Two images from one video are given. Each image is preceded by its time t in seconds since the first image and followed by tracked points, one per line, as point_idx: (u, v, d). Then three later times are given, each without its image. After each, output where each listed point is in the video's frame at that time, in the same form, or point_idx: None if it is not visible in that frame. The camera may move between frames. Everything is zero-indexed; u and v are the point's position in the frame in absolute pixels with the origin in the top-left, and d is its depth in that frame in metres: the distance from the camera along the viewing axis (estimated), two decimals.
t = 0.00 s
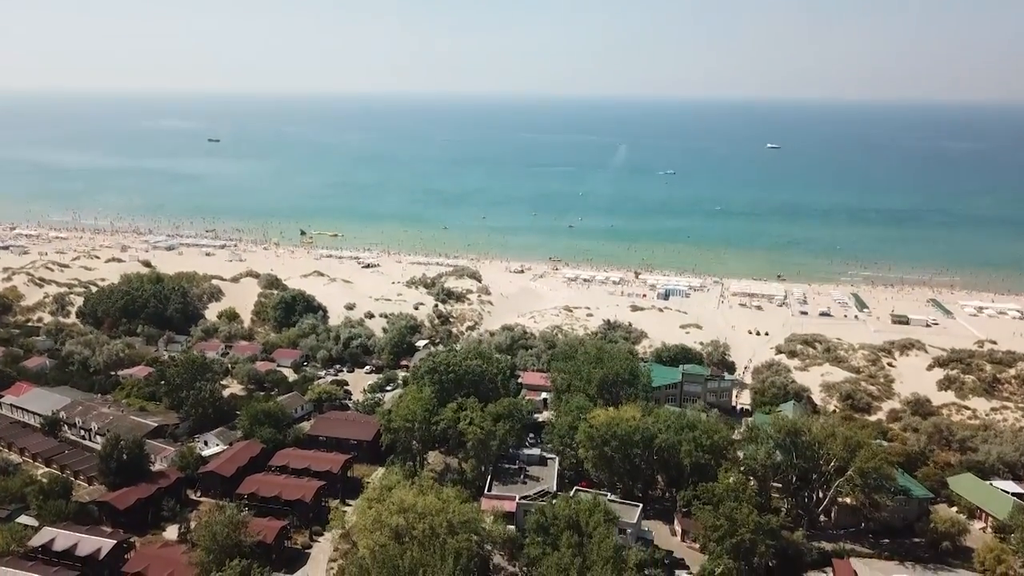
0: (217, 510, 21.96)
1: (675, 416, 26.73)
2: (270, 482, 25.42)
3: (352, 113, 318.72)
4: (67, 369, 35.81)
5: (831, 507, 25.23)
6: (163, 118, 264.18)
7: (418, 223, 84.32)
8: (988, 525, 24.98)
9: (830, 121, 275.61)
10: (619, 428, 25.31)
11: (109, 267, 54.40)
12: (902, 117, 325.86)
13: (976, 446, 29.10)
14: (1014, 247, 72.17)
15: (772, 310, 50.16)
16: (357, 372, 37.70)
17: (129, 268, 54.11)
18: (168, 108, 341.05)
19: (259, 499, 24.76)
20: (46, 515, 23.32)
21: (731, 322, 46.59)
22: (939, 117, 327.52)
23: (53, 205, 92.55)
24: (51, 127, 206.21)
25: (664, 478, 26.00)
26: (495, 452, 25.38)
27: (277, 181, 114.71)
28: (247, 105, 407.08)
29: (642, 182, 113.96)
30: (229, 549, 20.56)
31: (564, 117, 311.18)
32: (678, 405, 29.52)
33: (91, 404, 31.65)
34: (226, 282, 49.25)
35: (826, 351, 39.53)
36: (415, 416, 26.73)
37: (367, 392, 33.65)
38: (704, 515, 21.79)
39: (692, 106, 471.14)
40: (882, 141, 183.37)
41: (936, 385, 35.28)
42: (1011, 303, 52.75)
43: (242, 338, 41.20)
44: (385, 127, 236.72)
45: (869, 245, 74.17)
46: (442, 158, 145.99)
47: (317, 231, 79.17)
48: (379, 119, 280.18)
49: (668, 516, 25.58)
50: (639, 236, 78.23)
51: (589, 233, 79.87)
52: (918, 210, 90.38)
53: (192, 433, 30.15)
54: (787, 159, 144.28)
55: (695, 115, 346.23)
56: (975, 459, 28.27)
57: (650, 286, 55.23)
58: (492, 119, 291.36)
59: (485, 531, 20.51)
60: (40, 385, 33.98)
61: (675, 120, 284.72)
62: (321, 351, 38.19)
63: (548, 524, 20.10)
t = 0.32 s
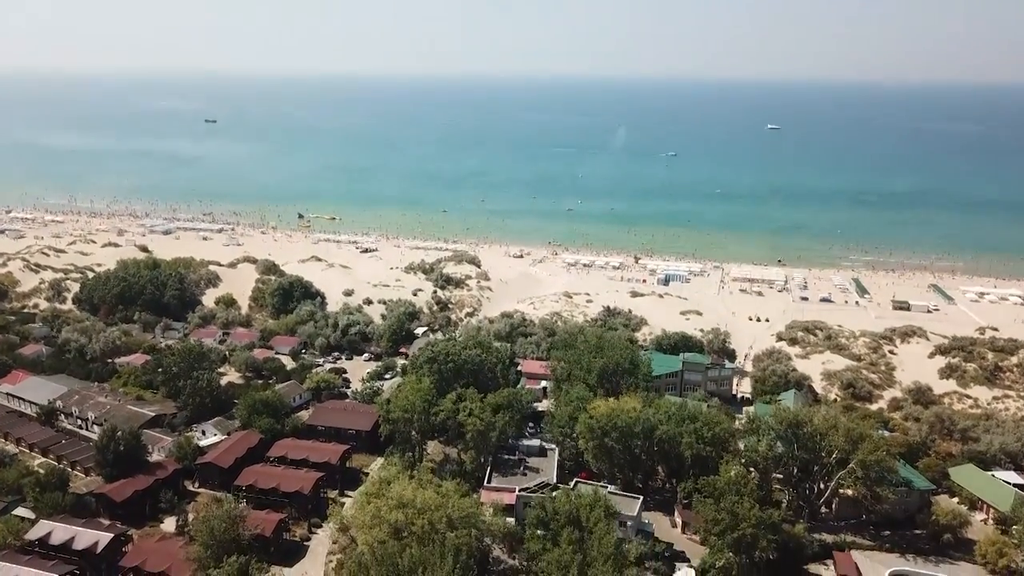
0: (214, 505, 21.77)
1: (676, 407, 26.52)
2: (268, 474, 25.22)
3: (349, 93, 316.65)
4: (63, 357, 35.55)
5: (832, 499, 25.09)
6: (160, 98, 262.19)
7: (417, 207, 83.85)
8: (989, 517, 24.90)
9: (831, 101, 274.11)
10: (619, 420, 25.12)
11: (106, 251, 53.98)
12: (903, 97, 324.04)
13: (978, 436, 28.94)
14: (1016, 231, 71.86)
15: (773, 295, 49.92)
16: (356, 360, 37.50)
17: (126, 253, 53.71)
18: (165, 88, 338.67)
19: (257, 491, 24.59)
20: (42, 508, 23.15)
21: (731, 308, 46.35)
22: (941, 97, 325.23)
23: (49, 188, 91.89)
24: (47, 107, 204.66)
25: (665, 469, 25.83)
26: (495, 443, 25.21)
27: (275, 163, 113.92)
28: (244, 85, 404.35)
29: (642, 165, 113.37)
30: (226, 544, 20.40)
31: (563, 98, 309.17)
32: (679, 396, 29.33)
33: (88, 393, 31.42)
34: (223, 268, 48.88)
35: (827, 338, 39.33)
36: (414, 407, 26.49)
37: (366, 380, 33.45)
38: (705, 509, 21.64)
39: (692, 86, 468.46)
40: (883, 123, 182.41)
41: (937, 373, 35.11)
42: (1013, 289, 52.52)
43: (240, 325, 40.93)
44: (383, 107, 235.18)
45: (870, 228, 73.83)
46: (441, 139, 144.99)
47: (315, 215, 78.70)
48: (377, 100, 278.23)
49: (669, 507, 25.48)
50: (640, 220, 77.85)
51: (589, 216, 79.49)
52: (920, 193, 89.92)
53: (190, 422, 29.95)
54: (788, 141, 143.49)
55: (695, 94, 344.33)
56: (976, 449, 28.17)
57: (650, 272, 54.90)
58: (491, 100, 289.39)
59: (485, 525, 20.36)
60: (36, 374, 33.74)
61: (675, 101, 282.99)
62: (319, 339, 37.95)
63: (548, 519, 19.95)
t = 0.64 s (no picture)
0: (212, 499, 21.59)
1: (677, 398, 26.37)
2: (266, 466, 25.08)
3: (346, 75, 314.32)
4: (60, 345, 35.30)
5: (833, 491, 25.01)
6: (155, 80, 259.54)
7: (416, 191, 83.37)
8: (989, 508, 24.84)
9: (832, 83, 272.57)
10: (620, 413, 24.97)
11: (102, 237, 53.55)
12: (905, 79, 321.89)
13: (979, 426, 28.82)
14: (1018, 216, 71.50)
15: (773, 282, 49.69)
16: (354, 348, 37.30)
17: (122, 240, 53.31)
18: (160, 70, 335.83)
19: (256, 483, 24.45)
20: (40, 501, 23.02)
21: (731, 294, 46.18)
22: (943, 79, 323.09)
23: (44, 171, 91.11)
24: (41, 88, 202.07)
25: (665, 461, 25.72)
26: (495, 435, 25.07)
27: (273, 146, 113.06)
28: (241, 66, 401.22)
29: (641, 148, 112.62)
30: (225, 539, 20.28)
31: (563, 79, 307.39)
32: (678, 386, 29.18)
33: (85, 382, 31.23)
34: (220, 255, 48.60)
35: (828, 326, 39.16)
36: (411, 398, 26.20)
37: (365, 370, 33.27)
38: (705, 503, 21.52)
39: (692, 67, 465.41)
40: (884, 105, 181.55)
41: (938, 362, 34.99)
42: (1015, 276, 52.30)
43: (237, 313, 40.73)
44: (381, 89, 232.85)
45: (872, 213, 73.50)
46: (440, 121, 143.87)
47: (313, 200, 78.26)
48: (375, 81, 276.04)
49: (669, 499, 25.39)
50: (639, 204, 77.49)
51: (589, 201, 79.08)
52: (921, 177, 89.47)
53: (187, 413, 29.81)
54: (789, 124, 142.70)
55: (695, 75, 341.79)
56: (976, 439, 28.11)
57: (650, 258, 54.67)
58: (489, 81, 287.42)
59: (485, 521, 20.23)
60: (33, 363, 33.52)
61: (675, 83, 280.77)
62: (317, 327, 37.72)
63: (548, 515, 19.84)
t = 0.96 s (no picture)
0: (209, 493, 21.39)
1: (677, 389, 26.13)
2: (264, 458, 24.88)
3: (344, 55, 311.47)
4: (55, 333, 35.01)
5: (834, 482, 24.86)
6: (151, 59, 256.72)
7: (414, 172, 82.71)
8: (991, 500, 24.73)
9: (834, 63, 270.38)
10: (620, 404, 24.76)
11: (98, 222, 53.05)
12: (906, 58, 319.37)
13: (981, 416, 28.67)
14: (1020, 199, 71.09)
15: (774, 267, 49.39)
16: (352, 335, 37.06)
17: (117, 224, 52.83)
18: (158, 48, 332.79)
19: (254, 475, 24.26)
20: (36, 495, 22.83)
21: (731, 280, 45.87)
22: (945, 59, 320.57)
23: (40, 152, 90.28)
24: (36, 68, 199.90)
25: (665, 452, 25.54)
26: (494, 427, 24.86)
27: (270, 126, 112.07)
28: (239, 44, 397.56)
29: (641, 129, 111.74)
30: (223, 535, 20.14)
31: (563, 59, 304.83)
32: (678, 377, 28.96)
33: (81, 371, 30.99)
34: (217, 240, 48.19)
35: (829, 313, 38.93)
36: (410, 389, 25.96)
37: (363, 359, 33.02)
38: (707, 497, 21.34)
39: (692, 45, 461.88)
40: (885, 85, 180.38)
41: (940, 349, 34.80)
42: (1017, 261, 51.99)
43: (234, 300, 40.43)
44: (379, 69, 230.72)
45: (873, 196, 73.01)
46: (438, 102, 142.67)
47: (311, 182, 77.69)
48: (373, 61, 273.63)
49: (669, 491, 25.25)
50: (639, 187, 76.95)
51: (588, 183, 78.52)
52: (922, 160, 88.92)
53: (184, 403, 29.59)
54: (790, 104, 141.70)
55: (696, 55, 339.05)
56: (979, 429, 27.96)
57: (650, 242, 54.34)
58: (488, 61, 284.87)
59: (484, 516, 20.04)
60: (28, 351, 33.25)
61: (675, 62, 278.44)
62: (315, 314, 37.45)
63: (549, 512, 19.67)
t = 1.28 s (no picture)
0: (206, 488, 21.21)
1: (678, 381, 25.93)
2: (261, 450, 24.68)
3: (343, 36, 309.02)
4: (52, 322, 34.75)
5: (835, 475, 24.74)
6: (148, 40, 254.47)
7: (413, 156, 82.08)
8: (993, 492, 24.61)
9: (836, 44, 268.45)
10: (621, 397, 24.56)
11: (94, 208, 52.64)
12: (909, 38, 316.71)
13: (983, 406, 28.52)
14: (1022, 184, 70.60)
15: (775, 253, 49.12)
16: (351, 324, 36.85)
17: (114, 210, 52.45)
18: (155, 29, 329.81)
19: (252, 468, 24.08)
20: (33, 488, 22.67)
21: (731, 267, 45.59)
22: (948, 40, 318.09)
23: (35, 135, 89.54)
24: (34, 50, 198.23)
25: (665, 445, 25.39)
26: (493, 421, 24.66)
27: (268, 109, 111.11)
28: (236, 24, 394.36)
29: (641, 112, 110.86)
30: (220, 531, 20.00)
31: (564, 39, 302.24)
32: (679, 368, 28.79)
33: (78, 362, 30.78)
34: (214, 227, 47.82)
35: (831, 301, 38.73)
36: (409, 381, 25.77)
37: (361, 349, 32.81)
38: (708, 492, 21.18)
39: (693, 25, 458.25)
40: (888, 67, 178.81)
41: (942, 339, 34.61)
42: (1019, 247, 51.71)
43: (232, 288, 40.15)
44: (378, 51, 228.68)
45: (875, 181, 72.50)
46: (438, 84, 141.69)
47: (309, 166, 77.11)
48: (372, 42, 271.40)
49: (670, 483, 25.13)
50: (639, 171, 76.42)
51: (589, 167, 77.90)
52: (924, 143, 88.26)
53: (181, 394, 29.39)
54: (791, 87, 140.68)
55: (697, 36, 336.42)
56: (981, 420, 27.80)
57: (650, 228, 54.00)
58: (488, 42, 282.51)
59: (483, 511, 19.86)
60: (25, 341, 33.02)
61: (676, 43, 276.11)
62: (313, 303, 37.22)
63: (548, 507, 19.51)
